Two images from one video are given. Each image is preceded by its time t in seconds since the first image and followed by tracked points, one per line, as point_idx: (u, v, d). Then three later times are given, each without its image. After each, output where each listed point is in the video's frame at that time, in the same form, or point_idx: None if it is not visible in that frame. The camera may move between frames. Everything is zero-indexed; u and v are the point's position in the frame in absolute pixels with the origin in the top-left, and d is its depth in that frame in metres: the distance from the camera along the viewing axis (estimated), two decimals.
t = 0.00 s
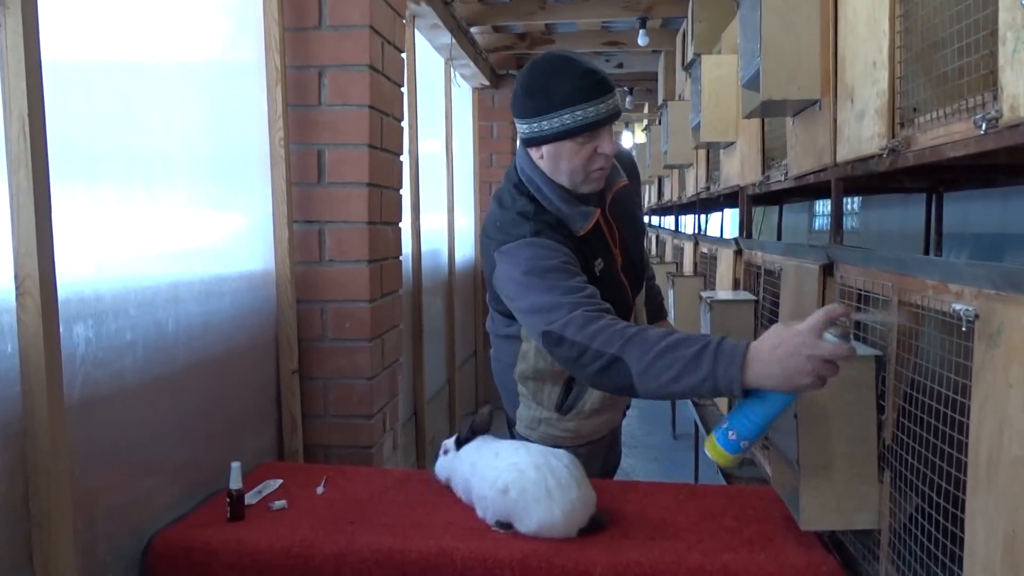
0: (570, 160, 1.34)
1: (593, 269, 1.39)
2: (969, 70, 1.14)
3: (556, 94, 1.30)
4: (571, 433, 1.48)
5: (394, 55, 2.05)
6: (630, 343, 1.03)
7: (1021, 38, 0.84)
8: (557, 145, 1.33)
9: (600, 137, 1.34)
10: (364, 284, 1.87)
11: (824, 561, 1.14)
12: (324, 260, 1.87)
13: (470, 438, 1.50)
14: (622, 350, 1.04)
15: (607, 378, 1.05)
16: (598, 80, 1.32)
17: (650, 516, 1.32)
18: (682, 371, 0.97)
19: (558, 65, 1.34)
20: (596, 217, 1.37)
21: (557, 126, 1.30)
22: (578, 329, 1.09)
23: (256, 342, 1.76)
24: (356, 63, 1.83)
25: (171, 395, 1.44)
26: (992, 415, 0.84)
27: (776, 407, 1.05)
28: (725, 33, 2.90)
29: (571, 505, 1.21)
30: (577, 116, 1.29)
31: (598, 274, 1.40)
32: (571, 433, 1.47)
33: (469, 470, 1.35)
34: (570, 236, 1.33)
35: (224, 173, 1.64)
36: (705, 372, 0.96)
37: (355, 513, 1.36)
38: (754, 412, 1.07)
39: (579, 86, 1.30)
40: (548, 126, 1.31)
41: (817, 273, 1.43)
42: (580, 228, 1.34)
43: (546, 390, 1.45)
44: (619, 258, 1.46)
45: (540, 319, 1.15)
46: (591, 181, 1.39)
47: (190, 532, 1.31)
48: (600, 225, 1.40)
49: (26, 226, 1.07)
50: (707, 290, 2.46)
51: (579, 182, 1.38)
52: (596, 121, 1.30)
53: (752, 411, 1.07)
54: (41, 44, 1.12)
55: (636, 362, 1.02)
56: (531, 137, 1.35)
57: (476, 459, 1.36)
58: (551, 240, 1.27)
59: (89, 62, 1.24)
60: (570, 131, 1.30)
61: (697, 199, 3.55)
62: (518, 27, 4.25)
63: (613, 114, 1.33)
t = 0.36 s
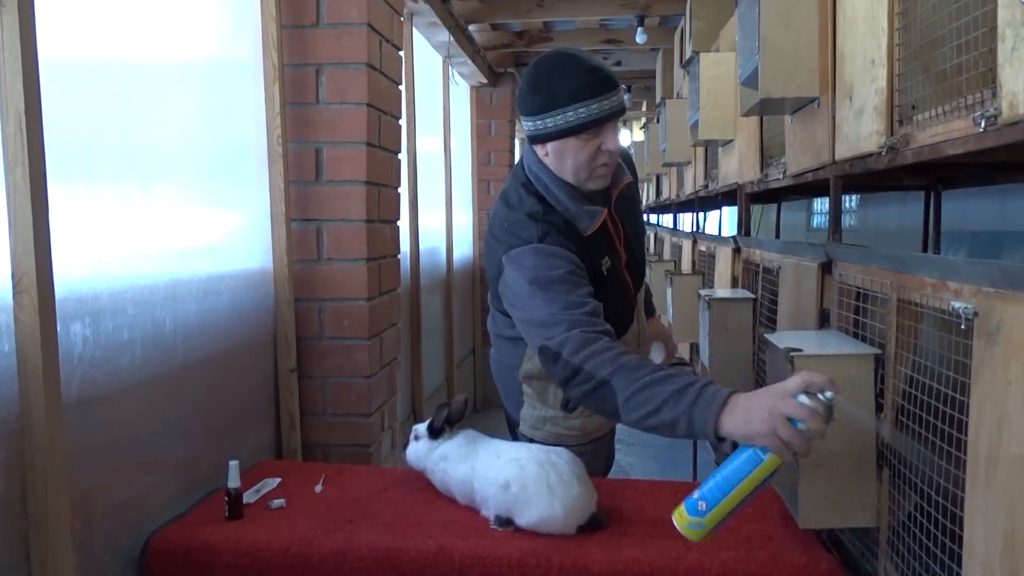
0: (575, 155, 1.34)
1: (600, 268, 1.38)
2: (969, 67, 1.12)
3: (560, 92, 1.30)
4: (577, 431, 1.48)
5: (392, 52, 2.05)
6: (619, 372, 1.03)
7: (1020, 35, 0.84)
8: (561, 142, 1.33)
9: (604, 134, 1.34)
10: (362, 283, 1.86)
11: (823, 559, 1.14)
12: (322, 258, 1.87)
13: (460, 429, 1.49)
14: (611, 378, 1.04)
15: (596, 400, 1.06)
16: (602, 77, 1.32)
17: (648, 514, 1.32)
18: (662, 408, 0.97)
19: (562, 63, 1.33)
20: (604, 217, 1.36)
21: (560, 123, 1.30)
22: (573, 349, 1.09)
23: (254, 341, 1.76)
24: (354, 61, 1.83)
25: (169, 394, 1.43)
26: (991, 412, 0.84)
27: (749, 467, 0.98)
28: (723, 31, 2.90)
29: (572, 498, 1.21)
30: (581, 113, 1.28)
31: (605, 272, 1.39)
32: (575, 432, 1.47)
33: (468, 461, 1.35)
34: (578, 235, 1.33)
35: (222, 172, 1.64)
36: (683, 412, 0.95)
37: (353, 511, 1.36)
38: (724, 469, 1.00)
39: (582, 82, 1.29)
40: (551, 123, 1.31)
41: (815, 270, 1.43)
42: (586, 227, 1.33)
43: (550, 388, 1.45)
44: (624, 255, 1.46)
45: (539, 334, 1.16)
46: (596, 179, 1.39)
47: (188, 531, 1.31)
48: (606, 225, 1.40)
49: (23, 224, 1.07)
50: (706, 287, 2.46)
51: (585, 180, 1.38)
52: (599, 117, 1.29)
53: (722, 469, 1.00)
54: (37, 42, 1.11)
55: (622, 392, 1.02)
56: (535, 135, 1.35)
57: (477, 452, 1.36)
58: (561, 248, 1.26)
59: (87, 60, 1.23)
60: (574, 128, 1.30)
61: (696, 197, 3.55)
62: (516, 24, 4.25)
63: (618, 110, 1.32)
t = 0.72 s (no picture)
0: (579, 156, 1.33)
1: (605, 269, 1.38)
2: (968, 63, 1.13)
3: (568, 92, 1.29)
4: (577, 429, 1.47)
5: (390, 50, 2.04)
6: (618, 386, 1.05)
7: (1020, 31, 0.84)
8: (569, 142, 1.33)
9: (609, 137, 1.33)
10: (360, 281, 1.86)
11: (822, 556, 1.14)
12: (320, 256, 1.86)
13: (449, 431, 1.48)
14: (610, 388, 1.06)
15: (586, 405, 1.07)
16: (613, 80, 1.30)
17: (647, 512, 1.32)
18: (657, 425, 1.00)
19: (574, 62, 1.33)
20: (610, 217, 1.36)
21: (566, 124, 1.30)
22: (571, 354, 1.10)
23: (252, 339, 1.76)
24: (352, 58, 1.82)
25: (167, 392, 1.43)
26: (991, 409, 0.84)
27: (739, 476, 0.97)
28: (721, 28, 2.89)
29: (569, 498, 1.20)
30: (586, 115, 1.28)
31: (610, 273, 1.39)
32: (574, 429, 1.47)
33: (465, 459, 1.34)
34: (582, 236, 1.33)
35: (220, 169, 1.63)
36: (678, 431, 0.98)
37: (352, 510, 1.35)
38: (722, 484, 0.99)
39: (591, 84, 1.28)
40: (558, 123, 1.31)
41: (814, 268, 1.43)
42: (592, 227, 1.33)
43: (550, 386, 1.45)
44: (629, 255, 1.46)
45: (534, 334, 1.15)
46: (600, 182, 1.38)
47: (186, 529, 1.31)
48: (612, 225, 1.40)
49: (20, 221, 1.06)
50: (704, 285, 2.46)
51: (590, 182, 1.37)
52: (605, 121, 1.28)
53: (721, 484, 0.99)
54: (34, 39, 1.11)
55: (618, 404, 1.04)
56: (544, 131, 1.35)
57: (474, 449, 1.35)
58: (563, 249, 1.26)
59: (83, 57, 1.23)
60: (580, 129, 1.29)
61: (694, 195, 3.55)
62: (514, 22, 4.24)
63: (625, 114, 1.31)
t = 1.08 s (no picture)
0: (576, 171, 1.30)
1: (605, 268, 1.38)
2: (967, 60, 1.11)
3: (570, 106, 1.25)
4: (569, 425, 1.47)
5: (388, 46, 2.03)
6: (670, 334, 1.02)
7: (1021, 25, 0.84)
8: (566, 157, 1.29)
9: (607, 158, 1.29)
10: (358, 277, 1.85)
11: (822, 552, 1.14)
12: (318, 253, 1.86)
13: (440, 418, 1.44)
14: (662, 337, 1.02)
15: (639, 360, 1.03)
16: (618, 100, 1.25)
17: (646, 508, 1.32)
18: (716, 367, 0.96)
19: (581, 75, 1.28)
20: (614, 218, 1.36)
21: (565, 140, 1.26)
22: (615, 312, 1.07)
23: (250, 335, 1.75)
24: (350, 54, 1.82)
25: (165, 388, 1.43)
26: (991, 405, 0.84)
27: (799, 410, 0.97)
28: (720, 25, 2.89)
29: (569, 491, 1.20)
30: (582, 135, 1.24)
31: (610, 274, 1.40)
32: (567, 425, 1.47)
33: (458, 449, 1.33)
34: (592, 231, 1.33)
35: (217, 166, 1.62)
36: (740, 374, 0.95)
37: (351, 506, 1.35)
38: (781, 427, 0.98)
39: (593, 102, 1.24)
40: (557, 136, 1.27)
41: (813, 264, 1.42)
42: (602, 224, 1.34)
43: (545, 380, 1.45)
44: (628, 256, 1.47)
45: (570, 301, 1.13)
46: (596, 198, 1.34)
47: (184, 526, 1.31)
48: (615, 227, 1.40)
49: (16, 217, 1.06)
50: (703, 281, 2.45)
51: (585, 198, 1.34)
52: (600, 143, 1.24)
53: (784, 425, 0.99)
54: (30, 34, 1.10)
55: (673, 351, 1.00)
56: (546, 139, 1.31)
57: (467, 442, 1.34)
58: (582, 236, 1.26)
59: (81, 52, 1.22)
60: (575, 147, 1.26)
61: (693, 191, 3.55)
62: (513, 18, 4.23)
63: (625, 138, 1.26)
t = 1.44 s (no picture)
0: (586, 159, 1.32)
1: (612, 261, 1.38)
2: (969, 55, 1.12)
3: (576, 94, 1.28)
4: (573, 421, 1.47)
5: (387, 41, 2.03)
6: (647, 360, 1.02)
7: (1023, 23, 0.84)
8: (576, 144, 1.31)
9: (617, 141, 1.31)
10: (357, 273, 1.85)
11: (821, 549, 1.14)
12: (317, 249, 1.86)
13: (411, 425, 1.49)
14: (637, 368, 1.03)
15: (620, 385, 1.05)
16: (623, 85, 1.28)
17: (645, 505, 1.32)
18: (683, 405, 0.96)
19: (584, 64, 1.31)
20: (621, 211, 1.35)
21: (575, 127, 1.28)
22: (602, 330, 1.08)
23: (249, 332, 1.75)
24: (349, 50, 1.81)
25: (164, 384, 1.43)
26: (991, 402, 0.84)
27: (784, 465, 0.96)
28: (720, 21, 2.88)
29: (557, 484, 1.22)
30: (593, 120, 1.27)
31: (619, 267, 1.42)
32: (571, 421, 1.47)
33: (439, 464, 1.34)
34: (599, 228, 1.32)
35: (216, 162, 1.62)
36: (707, 406, 0.95)
37: (350, 503, 1.35)
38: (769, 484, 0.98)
39: (600, 88, 1.26)
40: (565, 125, 1.29)
41: (813, 261, 1.42)
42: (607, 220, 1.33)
43: (547, 376, 1.45)
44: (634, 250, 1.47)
45: (563, 316, 1.14)
46: (607, 185, 1.35)
47: (183, 522, 1.30)
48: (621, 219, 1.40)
49: (14, 212, 1.05)
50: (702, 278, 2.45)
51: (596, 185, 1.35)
52: (611, 126, 1.27)
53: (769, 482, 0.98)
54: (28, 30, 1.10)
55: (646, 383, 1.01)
56: (552, 131, 1.33)
57: (448, 451, 1.35)
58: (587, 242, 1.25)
59: (79, 47, 1.22)
60: (587, 133, 1.28)
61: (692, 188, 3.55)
62: (512, 15, 4.22)
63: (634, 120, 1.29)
